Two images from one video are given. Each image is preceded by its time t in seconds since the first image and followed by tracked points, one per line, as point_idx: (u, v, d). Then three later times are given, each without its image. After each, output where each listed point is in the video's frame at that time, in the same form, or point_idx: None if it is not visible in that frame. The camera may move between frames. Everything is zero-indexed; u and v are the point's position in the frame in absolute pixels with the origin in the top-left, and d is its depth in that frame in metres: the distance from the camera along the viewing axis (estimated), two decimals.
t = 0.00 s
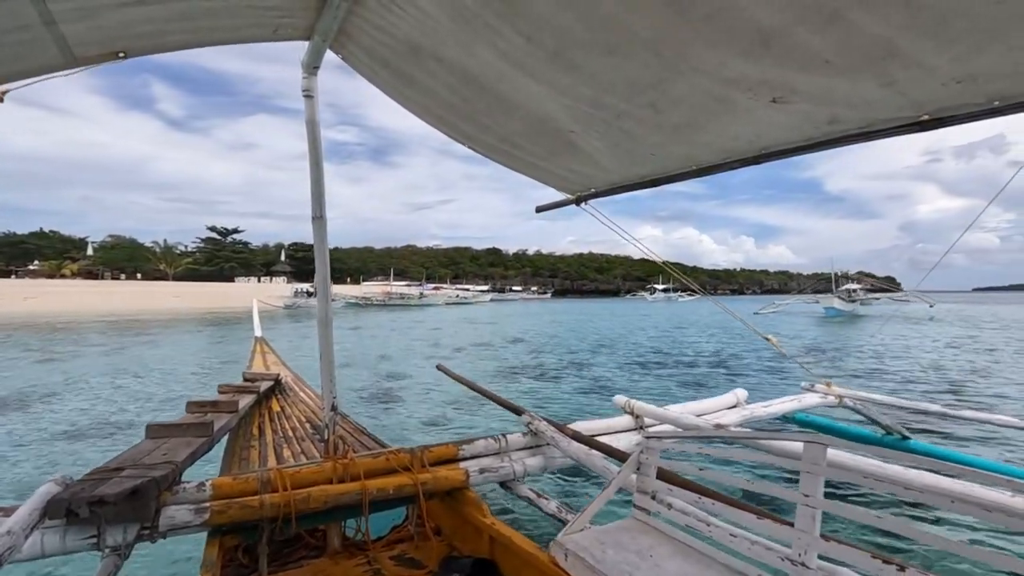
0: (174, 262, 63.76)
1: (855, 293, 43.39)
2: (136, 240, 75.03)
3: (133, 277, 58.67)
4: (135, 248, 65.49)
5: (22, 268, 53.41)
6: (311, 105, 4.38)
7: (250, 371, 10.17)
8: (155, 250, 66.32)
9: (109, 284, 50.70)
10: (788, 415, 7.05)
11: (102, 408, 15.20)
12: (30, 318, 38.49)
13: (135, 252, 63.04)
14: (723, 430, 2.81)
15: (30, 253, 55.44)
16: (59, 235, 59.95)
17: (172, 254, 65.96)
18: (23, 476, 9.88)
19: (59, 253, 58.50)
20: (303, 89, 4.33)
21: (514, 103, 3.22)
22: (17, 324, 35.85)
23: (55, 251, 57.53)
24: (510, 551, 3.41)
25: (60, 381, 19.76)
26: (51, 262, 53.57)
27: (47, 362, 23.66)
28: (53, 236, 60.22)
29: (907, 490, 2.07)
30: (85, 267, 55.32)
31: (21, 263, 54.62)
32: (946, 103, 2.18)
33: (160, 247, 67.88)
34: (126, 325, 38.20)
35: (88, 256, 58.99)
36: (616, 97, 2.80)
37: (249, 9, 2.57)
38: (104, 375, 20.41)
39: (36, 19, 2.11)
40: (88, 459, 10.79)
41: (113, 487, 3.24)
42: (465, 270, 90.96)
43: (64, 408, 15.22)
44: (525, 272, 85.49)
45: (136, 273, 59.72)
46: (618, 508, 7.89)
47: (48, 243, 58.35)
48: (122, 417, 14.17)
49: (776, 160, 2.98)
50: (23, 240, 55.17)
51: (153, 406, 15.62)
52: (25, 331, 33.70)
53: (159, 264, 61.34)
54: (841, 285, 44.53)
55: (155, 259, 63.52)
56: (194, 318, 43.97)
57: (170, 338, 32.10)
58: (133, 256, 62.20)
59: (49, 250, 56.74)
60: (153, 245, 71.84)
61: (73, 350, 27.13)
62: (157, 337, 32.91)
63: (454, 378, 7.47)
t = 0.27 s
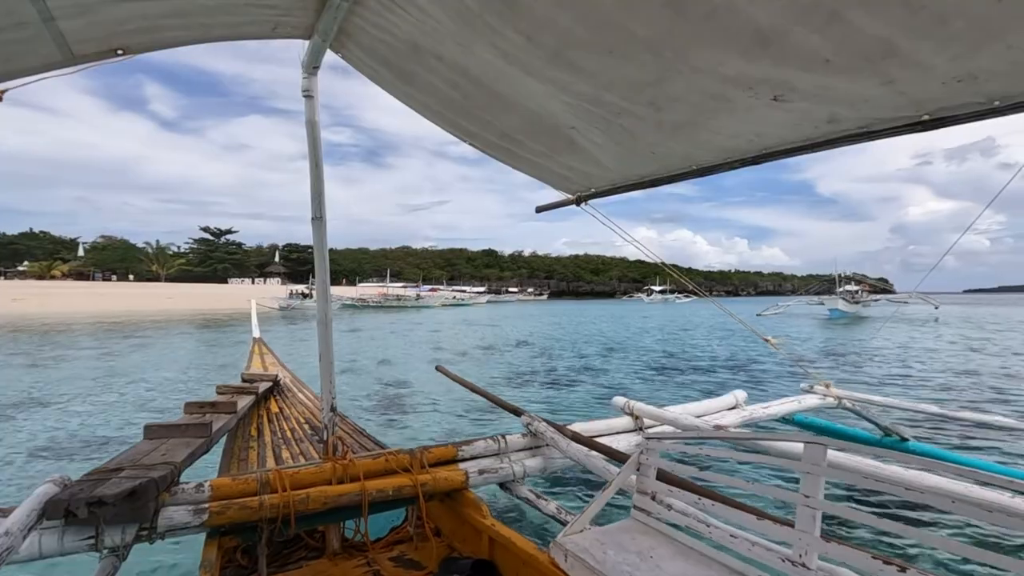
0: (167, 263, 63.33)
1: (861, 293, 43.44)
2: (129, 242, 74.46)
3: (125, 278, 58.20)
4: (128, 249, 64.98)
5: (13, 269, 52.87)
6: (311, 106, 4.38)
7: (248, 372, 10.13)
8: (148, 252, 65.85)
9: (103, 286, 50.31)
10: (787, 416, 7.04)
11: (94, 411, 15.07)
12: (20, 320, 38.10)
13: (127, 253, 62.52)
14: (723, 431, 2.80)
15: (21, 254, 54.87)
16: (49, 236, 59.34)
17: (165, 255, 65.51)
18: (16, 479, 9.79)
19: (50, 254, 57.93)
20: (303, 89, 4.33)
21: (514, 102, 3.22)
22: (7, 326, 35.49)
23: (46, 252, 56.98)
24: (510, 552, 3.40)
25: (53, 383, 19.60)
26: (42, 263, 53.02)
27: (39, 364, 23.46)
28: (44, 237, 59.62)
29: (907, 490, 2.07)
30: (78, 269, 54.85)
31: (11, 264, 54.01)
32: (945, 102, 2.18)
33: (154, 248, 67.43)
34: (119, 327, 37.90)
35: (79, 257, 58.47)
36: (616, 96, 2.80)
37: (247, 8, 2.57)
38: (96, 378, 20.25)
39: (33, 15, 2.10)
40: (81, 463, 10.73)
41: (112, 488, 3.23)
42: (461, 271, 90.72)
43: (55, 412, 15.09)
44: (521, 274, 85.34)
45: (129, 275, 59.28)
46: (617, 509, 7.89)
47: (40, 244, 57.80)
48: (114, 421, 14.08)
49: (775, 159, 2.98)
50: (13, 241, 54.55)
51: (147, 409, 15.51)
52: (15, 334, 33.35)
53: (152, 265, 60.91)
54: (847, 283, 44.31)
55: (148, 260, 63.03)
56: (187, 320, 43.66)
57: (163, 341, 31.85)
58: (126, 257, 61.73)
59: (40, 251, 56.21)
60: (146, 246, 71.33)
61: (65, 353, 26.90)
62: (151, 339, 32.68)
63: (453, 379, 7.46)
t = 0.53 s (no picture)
0: (160, 265, 62.92)
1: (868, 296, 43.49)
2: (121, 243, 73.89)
3: (117, 280, 57.82)
4: (121, 251, 64.50)
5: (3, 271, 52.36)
6: (309, 108, 4.38)
7: (244, 374, 10.10)
8: (141, 253, 65.38)
9: (95, 288, 49.90)
10: (783, 419, 7.06)
11: (84, 416, 14.95)
12: (10, 322, 37.71)
13: (119, 254, 62.03)
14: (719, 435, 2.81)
15: (11, 255, 54.34)
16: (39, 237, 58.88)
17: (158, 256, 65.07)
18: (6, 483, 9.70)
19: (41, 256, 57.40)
20: (301, 92, 4.34)
21: (510, 106, 3.23)
22: None
23: (37, 254, 56.47)
24: (506, 556, 3.40)
25: (45, 386, 19.43)
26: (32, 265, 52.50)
27: (30, 368, 23.26)
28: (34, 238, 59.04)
29: (902, 495, 2.08)
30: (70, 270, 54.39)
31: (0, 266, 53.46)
32: (939, 110, 2.20)
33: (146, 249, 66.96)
34: (111, 329, 37.62)
35: (70, 259, 57.96)
36: (613, 100, 2.81)
37: (245, 10, 2.57)
38: (87, 382, 20.11)
39: (30, 16, 2.10)
40: (72, 468, 10.65)
41: (107, 490, 3.22)
42: (457, 273, 90.61)
43: (45, 417, 14.96)
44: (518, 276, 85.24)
45: (122, 276, 58.83)
46: (614, 512, 7.89)
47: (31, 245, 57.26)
48: (105, 426, 13.98)
49: (771, 165, 2.99)
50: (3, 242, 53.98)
51: (138, 414, 15.41)
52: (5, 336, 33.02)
53: (144, 267, 60.50)
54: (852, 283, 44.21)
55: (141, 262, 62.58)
56: (180, 323, 43.41)
57: (155, 344, 31.64)
58: (118, 258, 61.26)
59: (31, 252, 55.67)
60: (139, 248, 70.82)
61: (56, 356, 26.67)
62: (143, 342, 32.44)
63: (450, 381, 7.46)
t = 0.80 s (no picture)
0: (154, 266, 62.65)
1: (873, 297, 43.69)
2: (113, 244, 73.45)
3: (111, 282, 57.61)
4: (113, 251, 64.13)
5: None
6: (306, 111, 4.38)
7: (241, 376, 10.08)
8: (132, 254, 65.00)
9: (89, 290, 49.64)
10: (780, 421, 7.08)
11: (77, 420, 14.88)
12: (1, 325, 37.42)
13: (112, 255, 61.68)
14: (715, 437, 2.81)
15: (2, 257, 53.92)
16: (32, 238, 58.58)
17: (151, 257, 64.76)
18: None
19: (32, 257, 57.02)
20: (299, 94, 4.34)
21: (509, 108, 3.24)
22: None
23: (27, 255, 55.97)
24: (503, 557, 3.39)
25: (38, 391, 19.33)
26: (23, 267, 52.10)
27: (23, 372, 23.12)
28: (25, 239, 58.64)
29: (896, 498, 2.08)
30: (61, 272, 54.05)
31: None
32: (935, 113, 2.21)
33: (139, 250, 66.61)
34: (104, 332, 37.41)
35: (61, 260, 57.58)
36: (611, 103, 2.83)
37: (243, 12, 2.58)
38: (80, 386, 20.01)
39: (28, 18, 2.11)
40: (65, 473, 10.60)
41: (103, 493, 3.22)
42: (453, 275, 90.56)
43: (38, 421, 14.89)
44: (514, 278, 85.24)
45: (114, 278, 58.50)
46: (611, 515, 7.89)
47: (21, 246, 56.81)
48: (98, 430, 13.91)
49: (768, 167, 3.01)
50: None
51: (132, 418, 15.34)
52: None
53: (138, 268, 60.24)
54: (857, 283, 44.18)
55: (134, 263, 62.27)
56: (174, 325, 43.29)
57: (148, 347, 31.50)
58: (110, 259, 60.91)
59: (21, 254, 55.25)
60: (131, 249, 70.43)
61: (49, 360, 26.52)
62: (137, 345, 32.30)
63: (447, 384, 7.46)
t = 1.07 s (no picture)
0: (148, 267, 62.33)
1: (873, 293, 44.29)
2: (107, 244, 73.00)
3: (104, 283, 57.29)
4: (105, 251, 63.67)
5: None
6: (303, 113, 4.38)
7: (237, 378, 10.04)
8: (126, 254, 64.59)
9: (82, 291, 49.32)
10: (777, 423, 7.09)
11: (69, 424, 14.76)
12: None
13: (106, 256, 61.30)
14: (711, 439, 2.80)
15: None
16: (23, 238, 58.17)
17: (145, 257, 64.37)
18: None
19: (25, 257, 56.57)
20: (295, 96, 4.33)
21: (505, 109, 3.24)
22: None
23: (18, 255, 55.48)
24: (500, 560, 3.39)
25: (31, 393, 19.18)
26: (14, 267, 51.69)
27: (16, 374, 22.96)
28: (17, 239, 58.18)
29: (892, 500, 2.09)
30: (53, 273, 53.67)
31: None
32: (930, 116, 2.21)
33: (132, 250, 66.18)
34: (98, 334, 37.16)
35: (53, 261, 57.15)
36: (607, 105, 2.82)
37: (238, 13, 2.57)
38: (73, 389, 19.87)
39: (20, 18, 2.10)
40: (57, 477, 10.52)
41: (96, 496, 3.19)
42: (450, 276, 90.44)
43: (29, 424, 14.77)
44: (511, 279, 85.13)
45: (107, 279, 58.11)
46: (608, 517, 7.89)
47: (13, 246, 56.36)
48: (92, 434, 13.82)
49: (763, 171, 3.01)
50: None
51: (125, 421, 15.24)
52: None
53: (131, 269, 59.90)
54: (854, 284, 44.29)
55: (128, 264, 61.90)
56: (168, 327, 43.08)
57: (141, 349, 31.33)
58: (103, 259, 60.51)
59: (13, 254, 54.80)
60: (124, 249, 70.00)
61: (42, 362, 26.33)
62: (131, 347, 32.11)
63: (444, 386, 7.43)
